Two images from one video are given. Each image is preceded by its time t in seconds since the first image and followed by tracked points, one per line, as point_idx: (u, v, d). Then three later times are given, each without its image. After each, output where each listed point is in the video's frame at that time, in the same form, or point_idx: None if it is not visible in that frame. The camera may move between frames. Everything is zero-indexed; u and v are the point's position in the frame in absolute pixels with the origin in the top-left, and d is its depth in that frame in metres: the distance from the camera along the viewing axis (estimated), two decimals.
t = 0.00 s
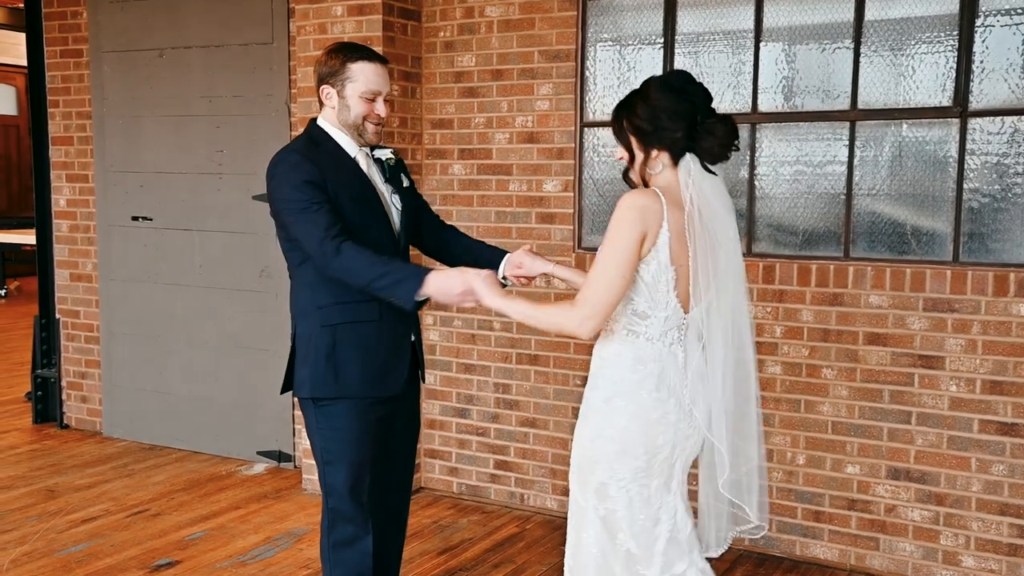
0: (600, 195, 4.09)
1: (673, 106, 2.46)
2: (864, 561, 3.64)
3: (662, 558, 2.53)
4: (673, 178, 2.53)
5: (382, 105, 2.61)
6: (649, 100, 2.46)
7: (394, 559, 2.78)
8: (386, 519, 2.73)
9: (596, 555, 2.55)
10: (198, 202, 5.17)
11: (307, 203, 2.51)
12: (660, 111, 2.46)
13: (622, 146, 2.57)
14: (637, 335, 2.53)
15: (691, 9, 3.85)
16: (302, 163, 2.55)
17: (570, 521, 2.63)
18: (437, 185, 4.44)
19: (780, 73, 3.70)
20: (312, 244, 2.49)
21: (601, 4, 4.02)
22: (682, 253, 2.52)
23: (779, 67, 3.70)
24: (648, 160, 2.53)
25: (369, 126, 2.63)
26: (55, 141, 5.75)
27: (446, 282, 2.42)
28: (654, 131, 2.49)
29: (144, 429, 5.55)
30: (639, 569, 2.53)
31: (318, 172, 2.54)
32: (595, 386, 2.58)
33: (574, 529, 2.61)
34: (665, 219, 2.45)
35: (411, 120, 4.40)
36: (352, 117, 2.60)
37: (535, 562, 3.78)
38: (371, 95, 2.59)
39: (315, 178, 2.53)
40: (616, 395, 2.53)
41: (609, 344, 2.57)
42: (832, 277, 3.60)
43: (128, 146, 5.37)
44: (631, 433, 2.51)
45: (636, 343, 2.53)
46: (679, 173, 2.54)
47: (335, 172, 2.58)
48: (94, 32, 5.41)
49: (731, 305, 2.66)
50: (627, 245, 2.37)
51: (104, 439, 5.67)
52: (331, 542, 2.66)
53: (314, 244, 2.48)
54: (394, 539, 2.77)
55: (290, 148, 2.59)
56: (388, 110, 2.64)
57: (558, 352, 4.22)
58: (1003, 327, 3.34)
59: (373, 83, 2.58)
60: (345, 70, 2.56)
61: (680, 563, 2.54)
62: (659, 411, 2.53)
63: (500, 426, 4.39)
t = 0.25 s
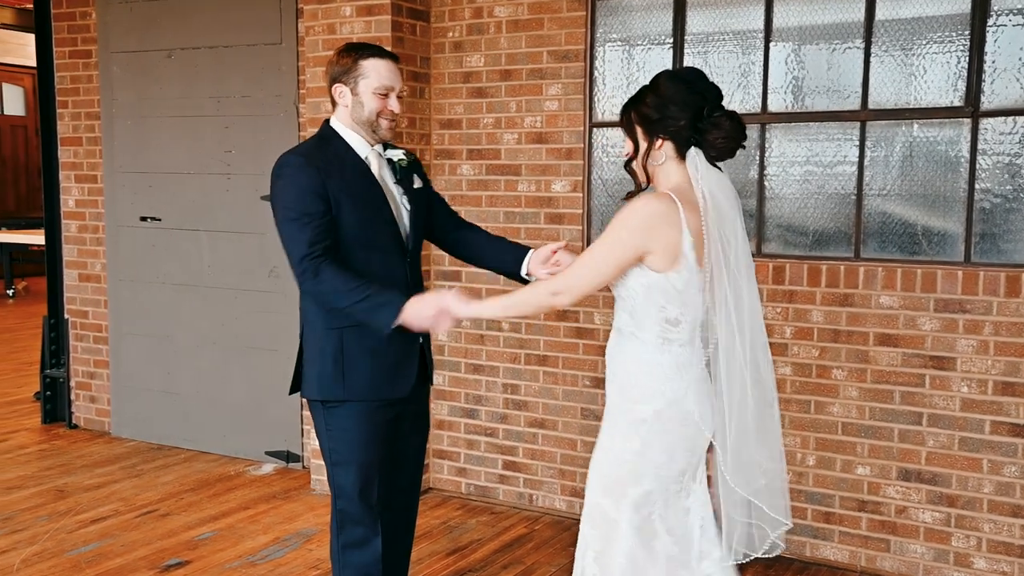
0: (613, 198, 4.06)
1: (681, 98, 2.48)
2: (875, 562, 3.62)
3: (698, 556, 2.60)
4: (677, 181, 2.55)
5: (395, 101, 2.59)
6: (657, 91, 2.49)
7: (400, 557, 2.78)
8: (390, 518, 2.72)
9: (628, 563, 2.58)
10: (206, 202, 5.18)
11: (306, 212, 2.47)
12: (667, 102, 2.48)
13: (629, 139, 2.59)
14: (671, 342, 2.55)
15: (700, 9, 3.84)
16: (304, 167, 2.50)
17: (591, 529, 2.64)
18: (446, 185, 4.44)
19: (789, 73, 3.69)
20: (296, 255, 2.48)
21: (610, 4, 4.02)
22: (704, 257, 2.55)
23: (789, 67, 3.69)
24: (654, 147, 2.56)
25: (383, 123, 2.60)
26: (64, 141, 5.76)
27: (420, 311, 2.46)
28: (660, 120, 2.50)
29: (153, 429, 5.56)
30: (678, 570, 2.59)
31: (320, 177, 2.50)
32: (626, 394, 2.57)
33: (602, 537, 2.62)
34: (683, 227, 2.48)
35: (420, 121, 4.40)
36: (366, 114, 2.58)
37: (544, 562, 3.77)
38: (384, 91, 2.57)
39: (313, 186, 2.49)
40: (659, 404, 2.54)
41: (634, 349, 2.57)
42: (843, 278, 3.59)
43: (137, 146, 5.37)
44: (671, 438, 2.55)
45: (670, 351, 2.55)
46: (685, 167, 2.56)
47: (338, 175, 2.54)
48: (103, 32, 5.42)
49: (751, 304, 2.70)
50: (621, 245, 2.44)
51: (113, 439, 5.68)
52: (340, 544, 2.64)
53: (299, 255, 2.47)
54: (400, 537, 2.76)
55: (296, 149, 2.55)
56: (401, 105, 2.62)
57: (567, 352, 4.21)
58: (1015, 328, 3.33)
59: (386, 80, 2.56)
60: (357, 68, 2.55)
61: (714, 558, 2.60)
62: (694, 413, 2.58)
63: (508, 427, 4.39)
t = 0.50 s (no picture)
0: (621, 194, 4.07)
1: (684, 98, 2.46)
2: (886, 564, 3.62)
3: (707, 557, 2.57)
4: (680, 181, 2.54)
5: (413, 101, 2.58)
6: (661, 90, 2.47)
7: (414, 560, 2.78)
8: (405, 520, 2.72)
9: (639, 564, 2.56)
10: (216, 203, 5.19)
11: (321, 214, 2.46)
12: (670, 101, 2.46)
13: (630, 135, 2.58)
14: (671, 338, 2.54)
15: (710, 10, 3.84)
16: (322, 169, 2.49)
17: (604, 531, 2.64)
18: (456, 186, 4.44)
19: (800, 74, 3.69)
20: (309, 252, 2.48)
21: (621, 5, 4.02)
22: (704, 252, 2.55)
23: (800, 68, 3.69)
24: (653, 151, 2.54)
25: (401, 124, 2.59)
26: (74, 142, 5.78)
27: (412, 304, 2.43)
28: (660, 119, 2.48)
29: (163, 430, 5.58)
30: (684, 571, 2.56)
31: (337, 180, 2.49)
32: (630, 393, 2.58)
33: (613, 538, 2.62)
34: (693, 225, 2.50)
35: (430, 122, 4.40)
36: (383, 115, 2.57)
37: (555, 563, 3.77)
38: (401, 92, 2.56)
39: (331, 188, 2.48)
40: (660, 400, 2.54)
41: (636, 347, 2.58)
42: (854, 279, 3.58)
43: (147, 147, 5.39)
44: (673, 434, 2.54)
45: (671, 347, 2.55)
46: (684, 167, 2.55)
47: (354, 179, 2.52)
48: (113, 34, 5.43)
49: (753, 303, 2.70)
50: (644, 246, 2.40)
51: (123, 439, 5.69)
52: (352, 545, 2.64)
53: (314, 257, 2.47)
54: (414, 540, 2.76)
55: (317, 151, 2.54)
56: (419, 105, 2.60)
57: (577, 353, 4.21)
58: None
59: (402, 80, 2.55)
60: (372, 69, 2.54)
61: (723, 564, 2.58)
62: (697, 410, 2.57)
63: (518, 428, 4.39)
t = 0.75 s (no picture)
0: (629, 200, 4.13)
1: (676, 96, 2.49)
2: (894, 564, 3.62)
3: (722, 542, 2.65)
4: (667, 183, 2.56)
5: (435, 99, 2.57)
6: (654, 84, 2.49)
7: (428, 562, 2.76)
8: (422, 523, 2.71)
9: (656, 562, 2.60)
10: (225, 204, 5.21)
11: (345, 220, 2.42)
12: (662, 97, 2.48)
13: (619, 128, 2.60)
14: (677, 338, 2.56)
15: (719, 12, 3.85)
16: (348, 170, 2.45)
17: (619, 531, 2.65)
18: (464, 187, 4.46)
19: (809, 75, 3.70)
20: (327, 260, 2.44)
21: (630, 6, 4.03)
22: (696, 248, 2.56)
23: (809, 69, 3.70)
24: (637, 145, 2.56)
25: (424, 122, 2.57)
26: (84, 143, 5.81)
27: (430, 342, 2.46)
28: (650, 114, 2.50)
29: (171, 430, 5.60)
30: (703, 563, 2.64)
31: (363, 182, 2.46)
32: (637, 395, 2.59)
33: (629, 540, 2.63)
34: (680, 229, 2.53)
35: (439, 123, 4.42)
36: (405, 114, 2.55)
37: (564, 563, 3.79)
38: (423, 90, 2.54)
39: (355, 190, 2.44)
40: (671, 401, 2.56)
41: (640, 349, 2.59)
42: (863, 279, 3.59)
43: (156, 148, 5.41)
44: (687, 433, 2.58)
45: (677, 347, 2.56)
46: (670, 166, 2.57)
47: (380, 181, 2.49)
48: (122, 35, 5.46)
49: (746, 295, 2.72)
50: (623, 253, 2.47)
51: (132, 439, 5.71)
52: (371, 547, 2.62)
53: (327, 265, 2.43)
54: (429, 542, 2.75)
55: (343, 150, 2.50)
56: (441, 103, 2.59)
57: (585, 354, 4.23)
58: None
59: (424, 78, 2.53)
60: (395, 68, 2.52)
61: (736, 551, 2.66)
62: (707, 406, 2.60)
63: (527, 428, 4.40)
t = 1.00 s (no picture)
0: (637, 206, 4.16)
1: (668, 106, 2.48)
2: (900, 563, 3.64)
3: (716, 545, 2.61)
4: (657, 186, 2.58)
5: (448, 100, 2.57)
6: (646, 95, 2.48)
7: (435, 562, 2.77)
8: (429, 523, 2.71)
9: (647, 560, 2.60)
10: (232, 204, 5.23)
11: (346, 222, 2.44)
12: (654, 108, 2.48)
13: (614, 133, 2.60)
14: (662, 336, 2.57)
15: (726, 13, 3.87)
16: (355, 172, 2.47)
17: (614, 527, 2.67)
18: (471, 188, 4.48)
19: (815, 77, 3.71)
20: (321, 261, 2.46)
21: (636, 8, 4.04)
22: (678, 245, 2.55)
23: (815, 71, 3.71)
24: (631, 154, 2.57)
25: (436, 123, 2.58)
26: (91, 144, 5.83)
27: (426, 345, 2.49)
28: (643, 125, 2.50)
29: (178, 429, 5.62)
30: (694, 566, 2.60)
31: (368, 185, 2.48)
32: (624, 392, 2.61)
33: (621, 535, 2.65)
34: (659, 226, 2.53)
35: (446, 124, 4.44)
36: (419, 114, 2.56)
37: (571, 562, 3.80)
38: (436, 91, 2.55)
39: (358, 193, 2.46)
40: (654, 398, 2.57)
41: (629, 347, 2.61)
42: (869, 280, 3.61)
43: (164, 149, 5.43)
44: (672, 432, 2.57)
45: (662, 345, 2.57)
46: (662, 172, 2.58)
47: (388, 183, 2.51)
48: (130, 36, 5.48)
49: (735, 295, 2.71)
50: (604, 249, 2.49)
51: (138, 438, 5.74)
52: (378, 545, 2.62)
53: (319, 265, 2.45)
54: (436, 542, 2.75)
55: (352, 152, 2.52)
56: (454, 104, 2.60)
57: (592, 354, 4.24)
58: None
59: (438, 79, 2.54)
60: (407, 69, 2.53)
61: (731, 554, 2.62)
62: (695, 406, 2.59)
63: (533, 427, 4.42)
